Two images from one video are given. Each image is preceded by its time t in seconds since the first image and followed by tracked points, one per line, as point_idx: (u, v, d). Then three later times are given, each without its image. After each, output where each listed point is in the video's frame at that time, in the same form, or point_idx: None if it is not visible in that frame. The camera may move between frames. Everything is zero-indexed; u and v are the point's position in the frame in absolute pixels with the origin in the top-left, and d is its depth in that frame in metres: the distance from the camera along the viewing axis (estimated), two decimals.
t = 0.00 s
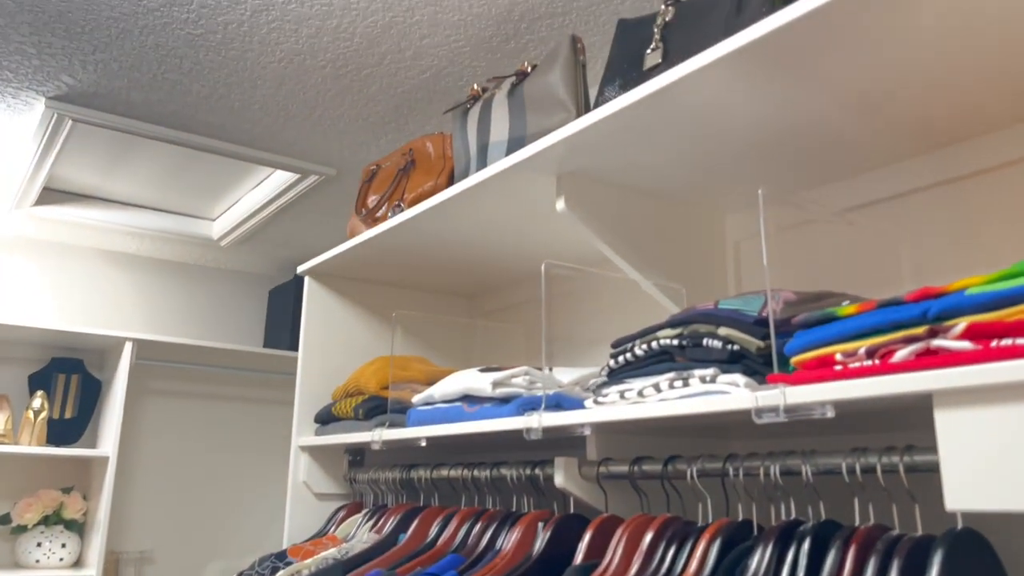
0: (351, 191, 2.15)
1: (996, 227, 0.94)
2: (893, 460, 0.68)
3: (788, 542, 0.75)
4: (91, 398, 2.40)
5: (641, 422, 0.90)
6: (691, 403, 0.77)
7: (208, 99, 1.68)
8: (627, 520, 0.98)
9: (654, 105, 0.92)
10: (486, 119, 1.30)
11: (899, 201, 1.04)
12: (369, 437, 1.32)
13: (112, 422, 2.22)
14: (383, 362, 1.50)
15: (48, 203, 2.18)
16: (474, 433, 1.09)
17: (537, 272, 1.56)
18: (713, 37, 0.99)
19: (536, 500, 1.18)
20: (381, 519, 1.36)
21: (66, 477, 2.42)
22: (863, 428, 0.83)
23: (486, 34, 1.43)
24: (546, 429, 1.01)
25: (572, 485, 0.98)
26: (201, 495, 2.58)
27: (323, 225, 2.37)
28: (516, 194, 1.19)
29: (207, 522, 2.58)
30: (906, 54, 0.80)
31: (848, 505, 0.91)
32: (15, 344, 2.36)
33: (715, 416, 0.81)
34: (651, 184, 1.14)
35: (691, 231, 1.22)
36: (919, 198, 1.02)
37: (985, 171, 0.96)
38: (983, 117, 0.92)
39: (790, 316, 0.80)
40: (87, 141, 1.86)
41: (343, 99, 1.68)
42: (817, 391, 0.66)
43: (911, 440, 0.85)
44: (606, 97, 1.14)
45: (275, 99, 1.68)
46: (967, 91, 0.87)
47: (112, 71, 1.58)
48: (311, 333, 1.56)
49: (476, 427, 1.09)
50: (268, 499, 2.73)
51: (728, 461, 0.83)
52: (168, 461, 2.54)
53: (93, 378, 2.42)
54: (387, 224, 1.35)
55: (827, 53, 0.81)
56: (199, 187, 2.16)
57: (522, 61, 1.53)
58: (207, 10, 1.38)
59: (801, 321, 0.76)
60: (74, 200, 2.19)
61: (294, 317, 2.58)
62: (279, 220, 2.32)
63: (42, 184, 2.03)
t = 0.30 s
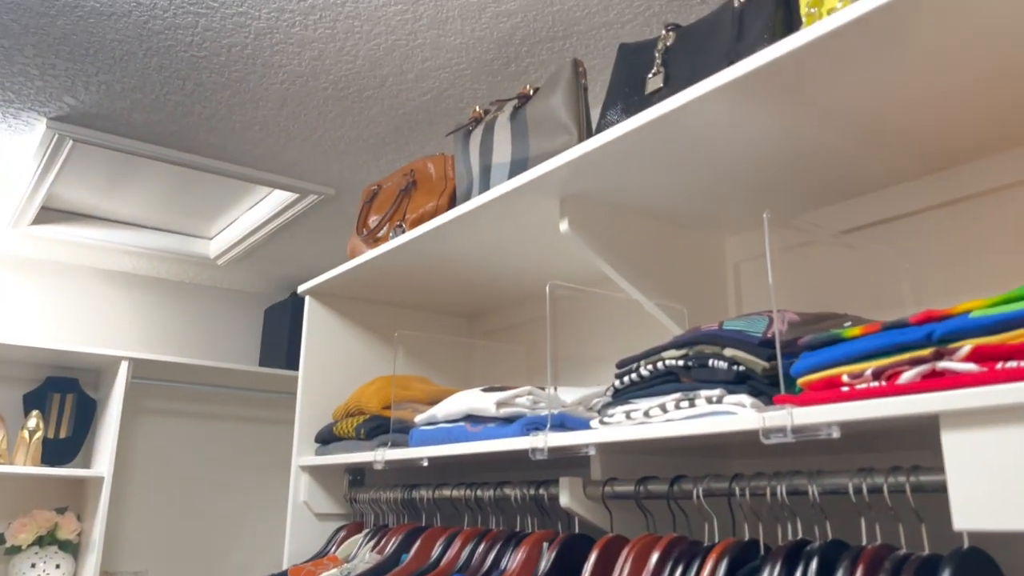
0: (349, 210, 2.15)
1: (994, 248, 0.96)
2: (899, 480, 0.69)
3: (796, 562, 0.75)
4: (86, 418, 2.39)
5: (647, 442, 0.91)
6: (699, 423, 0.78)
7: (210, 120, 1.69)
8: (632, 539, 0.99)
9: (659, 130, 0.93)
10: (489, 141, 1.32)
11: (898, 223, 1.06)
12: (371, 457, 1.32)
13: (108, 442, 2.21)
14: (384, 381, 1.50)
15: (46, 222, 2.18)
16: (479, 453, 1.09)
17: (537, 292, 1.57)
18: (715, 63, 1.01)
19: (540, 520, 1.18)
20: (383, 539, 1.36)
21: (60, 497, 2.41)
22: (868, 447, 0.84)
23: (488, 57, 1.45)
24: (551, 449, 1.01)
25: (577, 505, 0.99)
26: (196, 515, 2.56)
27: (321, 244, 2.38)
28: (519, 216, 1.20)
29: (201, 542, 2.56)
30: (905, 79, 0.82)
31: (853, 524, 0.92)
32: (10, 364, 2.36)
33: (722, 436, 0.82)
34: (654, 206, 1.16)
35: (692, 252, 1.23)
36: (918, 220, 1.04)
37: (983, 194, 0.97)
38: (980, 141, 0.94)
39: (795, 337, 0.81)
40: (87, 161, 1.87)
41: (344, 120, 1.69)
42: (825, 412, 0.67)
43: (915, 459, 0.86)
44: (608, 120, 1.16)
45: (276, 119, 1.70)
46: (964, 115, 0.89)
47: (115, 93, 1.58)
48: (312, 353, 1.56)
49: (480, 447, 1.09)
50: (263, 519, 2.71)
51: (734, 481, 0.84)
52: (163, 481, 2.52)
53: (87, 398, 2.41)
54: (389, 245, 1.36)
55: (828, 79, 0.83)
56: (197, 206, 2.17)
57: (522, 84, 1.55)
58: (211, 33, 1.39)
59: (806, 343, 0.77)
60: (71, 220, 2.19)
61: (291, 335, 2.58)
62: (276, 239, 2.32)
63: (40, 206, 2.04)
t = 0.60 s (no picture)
0: (353, 226, 2.16)
1: (1001, 263, 0.96)
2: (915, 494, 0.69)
3: None
4: (89, 434, 2.38)
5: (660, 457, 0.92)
6: (713, 438, 0.79)
7: (216, 136, 1.70)
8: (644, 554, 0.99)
9: (668, 147, 0.95)
10: (497, 158, 1.33)
11: (905, 238, 1.07)
12: (380, 472, 1.32)
13: (110, 458, 2.20)
14: (392, 396, 1.50)
15: (50, 239, 2.18)
16: (489, 468, 1.10)
17: (542, 306, 1.58)
18: (723, 80, 1.02)
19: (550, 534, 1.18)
20: (391, 555, 1.36)
21: (62, 514, 2.40)
22: (881, 461, 0.84)
23: (494, 74, 1.46)
24: (563, 464, 1.02)
25: (589, 520, 0.99)
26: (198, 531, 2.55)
27: (324, 260, 2.38)
28: (527, 232, 1.21)
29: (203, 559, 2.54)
30: (913, 96, 0.83)
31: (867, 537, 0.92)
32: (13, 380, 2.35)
33: (736, 451, 0.82)
34: (662, 221, 1.17)
35: (699, 266, 1.24)
36: (925, 234, 1.05)
37: (989, 209, 0.98)
38: (985, 157, 0.95)
39: (808, 352, 0.81)
40: (93, 177, 1.88)
41: (350, 137, 1.70)
42: (841, 427, 0.68)
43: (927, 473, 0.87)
44: (616, 137, 1.17)
45: (282, 136, 1.71)
46: (969, 131, 0.90)
47: (122, 110, 1.60)
48: (319, 369, 1.56)
49: (491, 462, 1.10)
50: (266, 535, 2.70)
51: (748, 495, 0.84)
52: (165, 497, 2.52)
53: (91, 414, 2.41)
54: (397, 261, 1.37)
55: (837, 97, 0.84)
56: (202, 222, 2.17)
57: (528, 100, 1.56)
58: (219, 51, 1.40)
59: (819, 358, 0.78)
60: (75, 236, 2.19)
61: (294, 350, 2.59)
62: (280, 254, 2.33)
63: (45, 220, 2.04)
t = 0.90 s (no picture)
0: (367, 236, 2.17)
1: None
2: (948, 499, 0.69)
3: None
4: (105, 446, 2.39)
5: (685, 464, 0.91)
6: (742, 443, 0.79)
7: (233, 148, 1.71)
8: (669, 561, 0.99)
9: (690, 154, 0.95)
10: (514, 167, 1.33)
11: (927, 242, 1.07)
12: (401, 481, 1.32)
13: (127, 470, 2.21)
14: (411, 405, 1.51)
15: (67, 251, 2.20)
16: (513, 476, 1.10)
17: (559, 314, 1.58)
18: (743, 86, 1.03)
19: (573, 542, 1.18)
20: (412, 563, 1.36)
21: (79, 526, 2.41)
22: (910, 465, 0.84)
23: (510, 83, 1.47)
24: (587, 472, 1.02)
25: (613, 527, 0.99)
26: (214, 542, 2.56)
27: (338, 270, 2.39)
28: (546, 240, 1.21)
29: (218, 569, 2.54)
30: (936, 101, 0.83)
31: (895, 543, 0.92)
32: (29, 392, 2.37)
33: (764, 458, 0.82)
34: (681, 228, 1.17)
35: (717, 273, 1.25)
36: (947, 239, 1.05)
37: (1012, 213, 0.98)
38: (1008, 161, 0.95)
39: (836, 358, 0.82)
40: (110, 190, 1.89)
41: (366, 147, 1.71)
42: (873, 432, 0.68)
43: (956, 477, 0.86)
44: (635, 144, 1.17)
45: (298, 148, 1.72)
46: (991, 136, 0.90)
47: (141, 124, 1.61)
48: (337, 378, 1.57)
49: (514, 470, 1.10)
50: (281, 545, 2.70)
51: (776, 502, 0.84)
52: (182, 508, 2.52)
53: (108, 425, 2.42)
54: (415, 271, 1.38)
55: (860, 103, 0.84)
56: (217, 233, 2.19)
57: (543, 109, 1.57)
58: (238, 64, 1.41)
59: (848, 363, 0.78)
60: (92, 249, 2.21)
61: (308, 360, 2.60)
62: (294, 265, 2.34)
63: (63, 232, 2.05)
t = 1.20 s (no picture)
0: (395, 241, 2.19)
1: None
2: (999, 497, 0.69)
3: None
4: (140, 452, 2.42)
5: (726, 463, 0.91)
6: (785, 441, 0.78)
7: (263, 156, 1.73)
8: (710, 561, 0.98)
9: (724, 155, 0.95)
10: (545, 170, 1.34)
11: (966, 237, 1.06)
12: (437, 483, 1.32)
13: (161, 475, 2.24)
14: (445, 408, 1.52)
15: (101, 261, 2.23)
16: (550, 477, 1.10)
17: (590, 315, 1.58)
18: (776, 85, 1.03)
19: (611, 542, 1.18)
20: (449, 565, 1.36)
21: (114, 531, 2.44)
22: (956, 461, 0.84)
23: (538, 86, 1.48)
24: (626, 473, 1.01)
25: (653, 528, 0.98)
26: (247, 546, 2.58)
27: (366, 275, 2.41)
28: (579, 242, 1.22)
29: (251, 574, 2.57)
30: (976, 95, 0.83)
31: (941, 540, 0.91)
32: (64, 400, 2.41)
33: (807, 456, 0.82)
34: (715, 227, 1.17)
35: (751, 272, 1.24)
36: (986, 233, 1.04)
37: None
38: None
39: (879, 355, 0.81)
40: (144, 199, 1.92)
41: (395, 152, 1.73)
42: (921, 429, 0.67)
43: (1003, 473, 0.85)
44: (667, 144, 1.17)
45: (328, 154, 1.74)
46: None
47: (173, 133, 1.63)
48: (370, 382, 1.58)
49: (551, 471, 1.10)
50: (313, 550, 2.72)
51: (820, 500, 0.83)
52: (215, 513, 2.55)
53: (141, 432, 2.46)
54: (447, 275, 1.38)
55: (897, 101, 0.84)
56: (247, 240, 2.21)
57: (571, 111, 1.57)
58: (270, 73, 1.43)
59: (892, 360, 0.78)
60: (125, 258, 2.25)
61: (337, 364, 2.62)
62: (323, 271, 2.36)
63: (97, 242, 2.08)
